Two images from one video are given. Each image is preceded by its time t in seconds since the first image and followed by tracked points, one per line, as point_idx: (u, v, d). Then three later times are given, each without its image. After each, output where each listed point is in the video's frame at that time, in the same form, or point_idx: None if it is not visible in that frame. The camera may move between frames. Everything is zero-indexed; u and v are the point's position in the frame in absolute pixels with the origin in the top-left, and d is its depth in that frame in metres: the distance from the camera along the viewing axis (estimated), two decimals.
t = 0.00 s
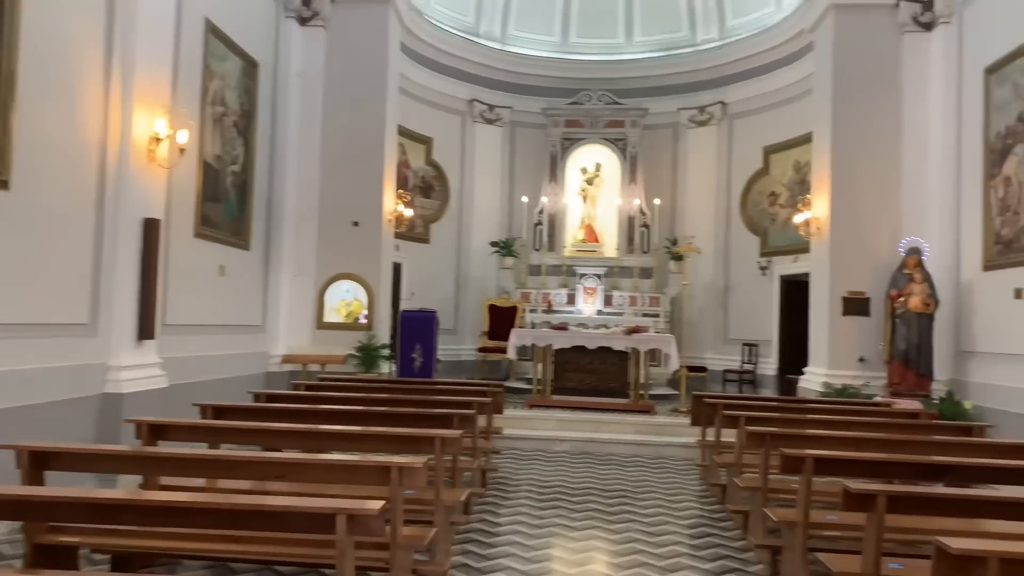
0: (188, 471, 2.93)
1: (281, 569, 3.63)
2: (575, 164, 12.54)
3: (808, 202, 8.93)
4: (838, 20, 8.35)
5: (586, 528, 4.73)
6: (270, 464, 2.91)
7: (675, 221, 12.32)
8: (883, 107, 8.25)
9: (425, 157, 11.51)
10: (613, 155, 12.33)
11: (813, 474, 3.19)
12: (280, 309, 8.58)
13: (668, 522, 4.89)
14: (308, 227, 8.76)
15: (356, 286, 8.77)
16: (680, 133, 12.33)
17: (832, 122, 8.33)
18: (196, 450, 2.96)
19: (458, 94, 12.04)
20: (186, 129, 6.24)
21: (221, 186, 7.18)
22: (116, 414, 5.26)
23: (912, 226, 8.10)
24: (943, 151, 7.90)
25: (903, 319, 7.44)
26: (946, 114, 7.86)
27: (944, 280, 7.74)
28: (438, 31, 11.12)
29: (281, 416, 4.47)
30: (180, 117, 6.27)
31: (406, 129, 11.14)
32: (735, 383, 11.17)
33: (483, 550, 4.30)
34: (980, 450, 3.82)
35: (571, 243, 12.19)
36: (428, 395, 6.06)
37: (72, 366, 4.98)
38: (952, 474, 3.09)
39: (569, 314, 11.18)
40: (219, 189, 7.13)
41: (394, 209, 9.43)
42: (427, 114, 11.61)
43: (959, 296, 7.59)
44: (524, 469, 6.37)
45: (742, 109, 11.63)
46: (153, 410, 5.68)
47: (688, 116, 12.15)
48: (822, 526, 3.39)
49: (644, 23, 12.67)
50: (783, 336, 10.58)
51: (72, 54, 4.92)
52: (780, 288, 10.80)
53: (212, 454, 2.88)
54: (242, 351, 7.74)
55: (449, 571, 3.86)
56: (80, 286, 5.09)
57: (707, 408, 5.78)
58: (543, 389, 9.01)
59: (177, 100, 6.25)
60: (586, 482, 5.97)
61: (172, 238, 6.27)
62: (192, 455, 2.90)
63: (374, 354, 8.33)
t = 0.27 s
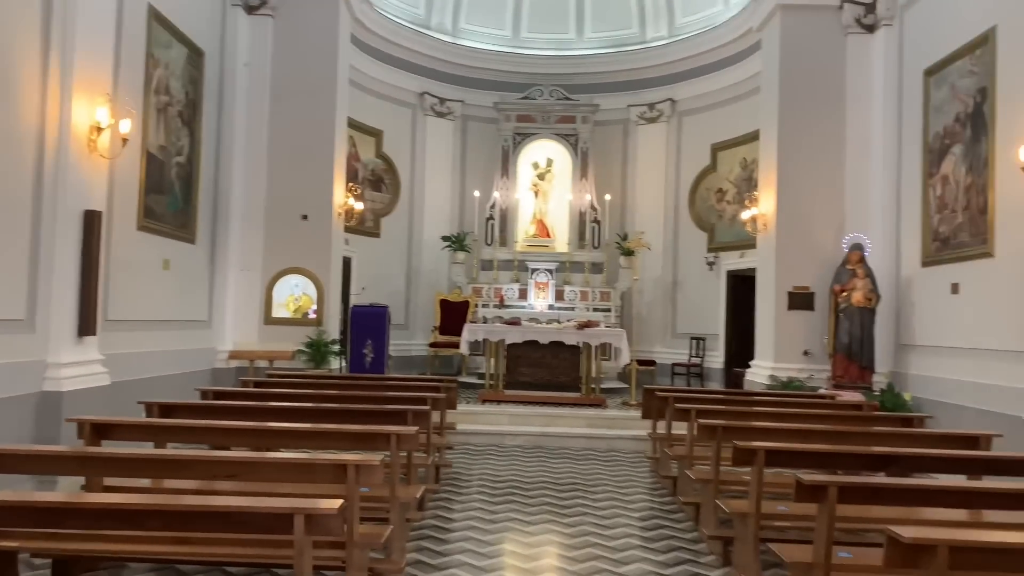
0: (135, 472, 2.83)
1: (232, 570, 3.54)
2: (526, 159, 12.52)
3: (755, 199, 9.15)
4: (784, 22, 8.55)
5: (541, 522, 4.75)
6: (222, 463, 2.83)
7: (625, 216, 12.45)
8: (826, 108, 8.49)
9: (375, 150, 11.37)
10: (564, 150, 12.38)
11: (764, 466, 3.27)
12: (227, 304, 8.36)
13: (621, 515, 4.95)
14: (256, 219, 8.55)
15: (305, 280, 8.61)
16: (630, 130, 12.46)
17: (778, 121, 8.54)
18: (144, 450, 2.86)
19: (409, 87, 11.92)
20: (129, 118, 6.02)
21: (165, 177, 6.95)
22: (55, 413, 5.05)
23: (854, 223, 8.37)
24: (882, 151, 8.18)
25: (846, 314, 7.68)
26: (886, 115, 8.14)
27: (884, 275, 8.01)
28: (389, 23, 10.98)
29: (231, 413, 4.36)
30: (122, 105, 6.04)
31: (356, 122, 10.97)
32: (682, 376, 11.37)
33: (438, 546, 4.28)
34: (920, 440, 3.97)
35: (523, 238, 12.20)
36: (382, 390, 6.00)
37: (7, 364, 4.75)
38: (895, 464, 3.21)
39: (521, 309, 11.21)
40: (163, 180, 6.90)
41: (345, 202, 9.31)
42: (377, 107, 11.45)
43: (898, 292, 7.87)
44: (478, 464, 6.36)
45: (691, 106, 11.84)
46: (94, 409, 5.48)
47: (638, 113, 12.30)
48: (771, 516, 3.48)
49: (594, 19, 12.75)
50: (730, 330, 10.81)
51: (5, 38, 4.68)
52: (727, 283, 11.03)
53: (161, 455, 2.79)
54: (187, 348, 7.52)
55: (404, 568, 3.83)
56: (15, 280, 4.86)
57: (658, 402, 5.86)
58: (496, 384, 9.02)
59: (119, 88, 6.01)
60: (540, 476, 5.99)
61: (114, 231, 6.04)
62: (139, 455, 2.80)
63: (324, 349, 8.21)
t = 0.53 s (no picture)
0: (47, 464, 2.68)
1: (153, 564, 3.42)
2: (461, 147, 12.37)
3: (684, 192, 9.38)
4: (715, 20, 8.75)
5: (472, 510, 4.76)
6: (142, 454, 2.72)
7: (559, 206, 12.54)
8: (754, 105, 8.75)
9: (305, 133, 11.10)
10: (499, 139, 12.34)
11: (692, 452, 3.36)
12: (148, 289, 8.04)
13: (551, 502, 5.01)
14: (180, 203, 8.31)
15: (231, 266, 8.48)
16: (564, 121, 12.55)
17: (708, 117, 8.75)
18: (57, 441, 2.71)
19: (342, 71, 11.67)
20: (41, 92, 5.69)
21: (83, 155, 6.59)
22: None
23: (778, 218, 8.67)
24: (805, 149, 8.49)
25: (769, 306, 7.96)
26: (810, 114, 8.44)
27: (805, 268, 8.33)
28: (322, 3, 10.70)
29: (153, 402, 4.19)
30: (34, 78, 5.70)
31: (286, 104, 10.68)
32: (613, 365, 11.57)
33: (367, 536, 4.23)
34: (837, 427, 4.14)
35: (457, 227, 12.14)
36: (312, 379, 5.88)
37: None
38: (815, 451, 3.34)
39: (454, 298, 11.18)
40: (81, 159, 6.55)
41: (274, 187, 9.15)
42: (308, 90, 11.17)
43: (818, 285, 8.20)
44: (409, 453, 6.32)
45: (624, 100, 12.01)
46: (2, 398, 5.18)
47: (572, 104, 12.40)
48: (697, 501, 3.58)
49: (530, 9, 12.75)
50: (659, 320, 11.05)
51: None
52: (656, 274, 11.27)
53: (76, 446, 2.65)
54: (106, 334, 7.21)
55: (334, 558, 3.77)
56: None
57: (589, 389, 5.94)
58: (428, 373, 8.97)
59: (31, 60, 5.67)
60: (472, 465, 6.00)
61: (25, 210, 5.71)
62: (52, 446, 2.66)
63: (251, 337, 8.08)
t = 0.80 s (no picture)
0: None
1: (68, 561, 3.26)
2: (399, 135, 12.13)
3: (620, 185, 9.51)
4: (654, 16, 8.86)
5: (405, 502, 4.71)
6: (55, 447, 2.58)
7: (498, 198, 12.52)
8: (690, 102, 8.90)
9: (239, 117, 10.77)
10: (438, 129, 12.23)
11: (623, 443, 3.40)
12: (69, 275, 7.68)
13: (485, 493, 5.01)
14: (104, 185, 7.96)
15: (158, 252, 8.21)
16: (504, 112, 12.54)
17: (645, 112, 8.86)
18: None
19: (277, 53, 11.36)
20: None
21: None
22: None
23: (711, 213, 8.86)
24: (738, 147, 8.70)
25: (701, 299, 8.14)
26: (742, 112, 8.65)
27: (736, 263, 8.55)
28: None
29: (69, 393, 3.99)
30: None
31: (217, 86, 10.31)
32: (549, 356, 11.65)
33: (297, 529, 4.14)
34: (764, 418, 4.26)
35: (394, 216, 12.00)
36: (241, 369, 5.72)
37: None
38: (741, 440, 3.43)
39: (391, 288, 11.05)
40: None
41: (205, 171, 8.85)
42: (241, 71, 10.83)
43: (748, 279, 8.43)
44: (342, 444, 6.22)
45: (563, 93, 12.08)
46: None
47: (512, 96, 12.39)
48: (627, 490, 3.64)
49: None
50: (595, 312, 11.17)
51: None
52: (593, 267, 11.39)
53: None
54: (23, 321, 6.85)
55: (261, 552, 3.68)
56: None
57: (525, 380, 5.95)
58: (363, 363, 8.84)
59: None
60: (406, 456, 5.94)
61: None
62: None
63: (179, 327, 7.74)
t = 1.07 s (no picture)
0: None
1: None
2: (331, 126, 11.98)
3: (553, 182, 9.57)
4: (587, 16, 8.93)
5: (329, 500, 4.63)
6: None
7: (431, 192, 12.44)
8: (621, 102, 9.02)
9: (161, 105, 10.34)
10: (370, 121, 12.03)
11: (548, 438, 3.41)
12: None
13: (412, 490, 4.97)
14: (14, 171, 7.55)
15: (73, 243, 7.78)
16: (438, 106, 12.44)
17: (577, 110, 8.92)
18: None
19: (202, 39, 10.95)
20: None
21: None
22: None
23: (640, 212, 9.01)
24: (667, 147, 8.86)
25: (629, 296, 8.27)
26: (671, 113, 8.82)
27: (663, 260, 8.72)
28: None
29: None
30: None
31: (138, 71, 9.86)
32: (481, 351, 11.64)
33: (216, 529, 4.01)
34: (687, 413, 4.35)
35: (325, 209, 11.76)
36: (160, 365, 5.50)
37: None
38: (664, 435, 3.49)
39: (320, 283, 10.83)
40: None
41: (124, 158, 8.35)
42: (164, 56, 10.39)
43: (675, 277, 8.62)
44: (266, 442, 6.07)
45: (497, 88, 12.07)
46: None
47: (446, 90, 12.30)
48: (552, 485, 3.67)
49: None
50: (527, 308, 11.22)
51: None
52: (525, 263, 11.44)
53: None
54: None
55: (176, 554, 3.56)
56: None
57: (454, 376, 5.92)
58: (289, 360, 8.63)
59: None
60: (332, 454, 5.84)
61: None
62: None
63: (94, 321, 7.47)
